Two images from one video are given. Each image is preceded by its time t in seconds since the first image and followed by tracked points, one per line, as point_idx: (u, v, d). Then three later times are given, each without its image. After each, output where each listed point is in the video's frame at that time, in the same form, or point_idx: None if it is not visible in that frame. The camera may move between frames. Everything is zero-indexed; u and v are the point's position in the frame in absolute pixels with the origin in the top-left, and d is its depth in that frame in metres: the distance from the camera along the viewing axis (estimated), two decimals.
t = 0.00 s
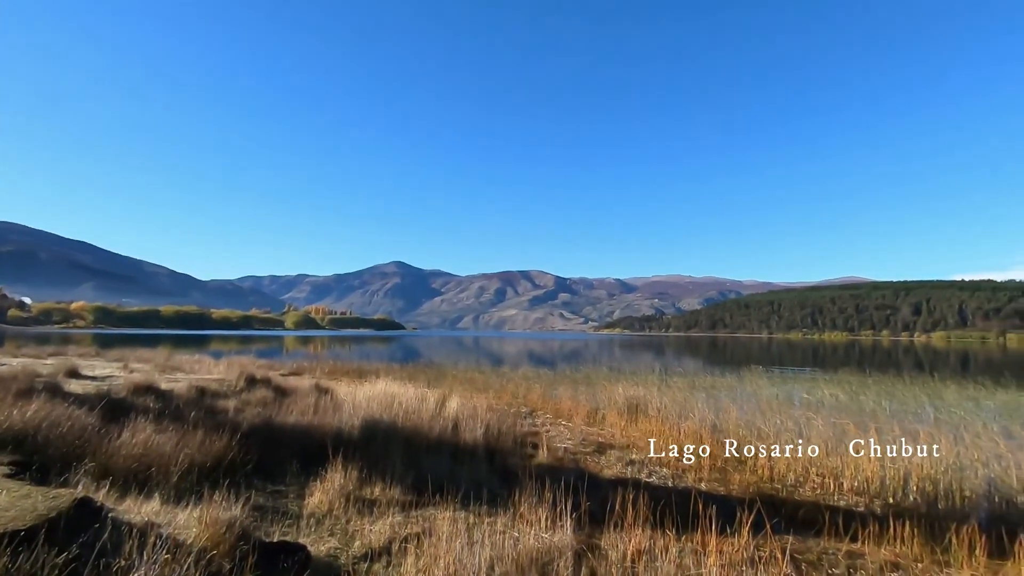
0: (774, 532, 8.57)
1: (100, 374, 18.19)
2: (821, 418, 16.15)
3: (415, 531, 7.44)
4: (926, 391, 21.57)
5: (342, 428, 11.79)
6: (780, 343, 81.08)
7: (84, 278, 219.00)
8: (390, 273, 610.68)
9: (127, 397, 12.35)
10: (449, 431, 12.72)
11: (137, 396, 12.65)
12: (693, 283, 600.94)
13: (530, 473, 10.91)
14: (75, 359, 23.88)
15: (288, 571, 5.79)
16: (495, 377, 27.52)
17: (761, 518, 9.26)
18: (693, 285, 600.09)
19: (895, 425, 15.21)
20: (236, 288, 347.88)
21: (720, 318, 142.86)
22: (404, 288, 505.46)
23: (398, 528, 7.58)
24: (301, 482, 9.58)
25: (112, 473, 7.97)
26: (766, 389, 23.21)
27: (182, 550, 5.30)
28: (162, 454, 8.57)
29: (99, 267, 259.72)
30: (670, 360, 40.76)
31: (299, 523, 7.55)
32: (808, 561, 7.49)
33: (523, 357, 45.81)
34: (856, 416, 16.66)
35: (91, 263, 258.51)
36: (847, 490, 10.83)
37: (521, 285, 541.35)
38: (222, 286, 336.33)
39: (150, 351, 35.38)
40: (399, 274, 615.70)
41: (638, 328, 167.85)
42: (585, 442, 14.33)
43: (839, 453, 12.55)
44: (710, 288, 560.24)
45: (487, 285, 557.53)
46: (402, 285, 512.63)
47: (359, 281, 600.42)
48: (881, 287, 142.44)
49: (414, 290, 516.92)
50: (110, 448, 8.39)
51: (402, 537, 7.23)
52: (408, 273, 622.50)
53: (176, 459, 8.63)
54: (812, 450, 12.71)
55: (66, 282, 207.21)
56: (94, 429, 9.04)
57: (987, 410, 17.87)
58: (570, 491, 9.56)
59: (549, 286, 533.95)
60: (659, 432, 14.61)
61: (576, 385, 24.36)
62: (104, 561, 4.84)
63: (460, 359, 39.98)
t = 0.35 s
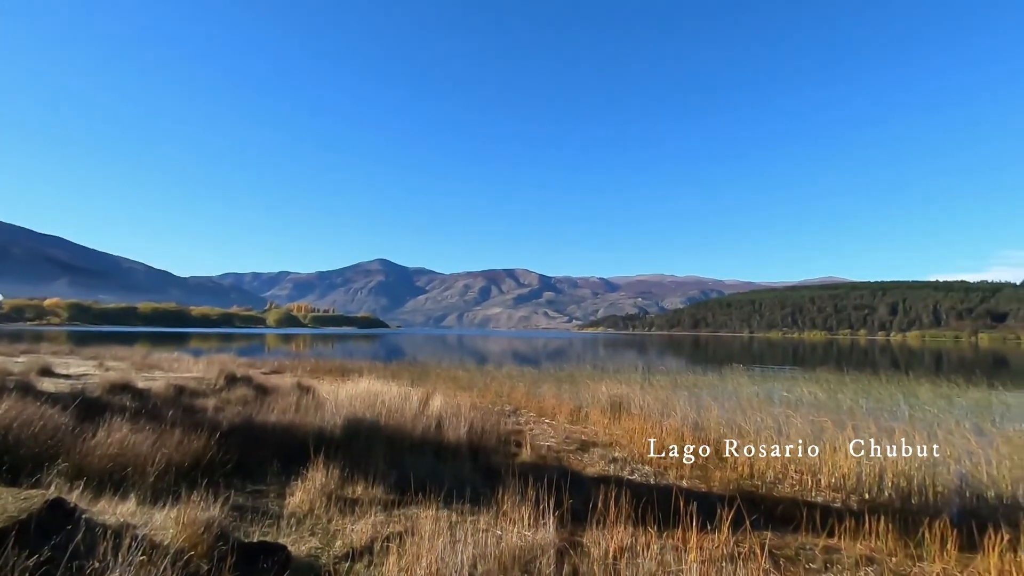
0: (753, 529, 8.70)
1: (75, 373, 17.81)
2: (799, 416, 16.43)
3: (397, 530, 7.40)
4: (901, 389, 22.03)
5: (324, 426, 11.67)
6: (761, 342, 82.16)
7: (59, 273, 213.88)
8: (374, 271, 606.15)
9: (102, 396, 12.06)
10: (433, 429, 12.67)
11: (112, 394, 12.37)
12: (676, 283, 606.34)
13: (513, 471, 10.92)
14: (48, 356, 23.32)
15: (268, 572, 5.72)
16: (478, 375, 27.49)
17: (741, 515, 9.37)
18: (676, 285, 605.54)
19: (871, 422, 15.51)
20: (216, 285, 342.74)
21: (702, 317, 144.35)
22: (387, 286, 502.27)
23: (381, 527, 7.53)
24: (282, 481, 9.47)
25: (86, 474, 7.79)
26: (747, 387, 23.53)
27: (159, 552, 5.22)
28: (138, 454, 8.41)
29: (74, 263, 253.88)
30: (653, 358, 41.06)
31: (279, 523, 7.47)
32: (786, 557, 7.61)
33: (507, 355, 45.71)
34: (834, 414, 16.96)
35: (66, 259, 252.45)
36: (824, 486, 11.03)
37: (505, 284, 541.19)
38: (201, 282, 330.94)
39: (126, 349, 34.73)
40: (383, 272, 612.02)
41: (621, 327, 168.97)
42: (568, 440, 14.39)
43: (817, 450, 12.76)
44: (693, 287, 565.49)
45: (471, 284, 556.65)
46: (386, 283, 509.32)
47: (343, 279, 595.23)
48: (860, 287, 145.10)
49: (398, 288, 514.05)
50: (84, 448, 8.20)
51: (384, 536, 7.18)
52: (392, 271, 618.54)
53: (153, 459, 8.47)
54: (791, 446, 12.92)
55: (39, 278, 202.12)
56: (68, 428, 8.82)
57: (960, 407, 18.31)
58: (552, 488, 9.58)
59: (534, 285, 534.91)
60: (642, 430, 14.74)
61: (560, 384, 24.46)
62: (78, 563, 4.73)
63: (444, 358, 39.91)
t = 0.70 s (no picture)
0: (734, 525, 8.81)
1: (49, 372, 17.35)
2: (780, 414, 16.67)
3: (380, 530, 7.35)
4: (879, 387, 22.47)
5: (307, 426, 11.55)
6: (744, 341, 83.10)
7: (33, 271, 208.75)
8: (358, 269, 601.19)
9: (78, 396, 11.79)
10: (417, 428, 12.62)
11: (88, 394, 12.10)
12: (660, 282, 610.92)
13: (497, 470, 10.94)
14: (21, 355, 22.76)
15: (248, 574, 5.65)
16: (463, 374, 27.44)
17: (722, 512, 9.48)
18: (660, 284, 610.13)
19: (850, 420, 15.78)
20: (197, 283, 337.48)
21: (685, 317, 145.64)
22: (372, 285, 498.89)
23: (364, 527, 7.48)
24: (263, 482, 9.36)
25: (60, 476, 7.61)
26: (729, 386, 23.84)
27: (136, 555, 5.12)
28: (116, 455, 8.25)
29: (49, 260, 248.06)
30: (636, 357, 41.32)
31: (260, 524, 7.39)
32: (767, 553, 7.70)
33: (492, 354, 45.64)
34: (814, 412, 17.22)
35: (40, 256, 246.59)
36: (804, 483, 11.20)
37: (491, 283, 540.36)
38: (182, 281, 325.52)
39: (104, 348, 34.14)
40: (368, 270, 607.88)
41: (606, 326, 169.86)
42: (553, 438, 14.43)
43: (797, 447, 12.97)
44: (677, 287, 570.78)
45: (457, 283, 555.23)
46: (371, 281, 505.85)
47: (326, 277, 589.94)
48: (839, 287, 147.59)
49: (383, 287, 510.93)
50: (59, 449, 8.03)
51: (367, 536, 7.13)
52: (376, 269, 614.88)
53: (131, 460, 8.32)
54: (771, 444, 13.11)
55: (13, 275, 197.19)
56: (43, 430, 8.61)
57: (934, 405, 18.73)
58: (537, 487, 9.60)
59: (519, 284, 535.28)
60: (626, 429, 14.84)
61: (545, 383, 24.53)
62: (51, 567, 4.63)
63: (429, 357, 39.78)
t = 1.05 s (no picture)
0: (717, 522, 8.90)
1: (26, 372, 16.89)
2: (763, 412, 16.89)
3: (365, 530, 7.31)
4: (860, 385, 22.87)
5: (291, 426, 11.44)
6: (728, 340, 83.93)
7: (9, 268, 204.07)
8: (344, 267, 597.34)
9: (55, 396, 11.55)
10: (402, 428, 12.57)
11: (66, 394, 11.86)
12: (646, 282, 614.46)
13: (483, 469, 10.92)
14: None
15: None
16: (450, 373, 27.40)
17: (706, 509, 9.57)
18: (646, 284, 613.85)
19: (831, 417, 16.02)
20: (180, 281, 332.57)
21: (671, 316, 146.78)
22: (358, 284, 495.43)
23: (348, 527, 7.43)
24: (247, 482, 9.25)
25: (37, 477, 7.45)
26: (713, 384, 24.11)
27: (115, 557, 5.04)
28: (94, 456, 8.11)
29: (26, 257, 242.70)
30: (622, 356, 41.62)
31: (243, 525, 7.31)
32: (749, 550, 7.79)
33: (479, 353, 45.62)
34: (796, 410, 17.46)
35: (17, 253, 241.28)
36: (786, 480, 11.36)
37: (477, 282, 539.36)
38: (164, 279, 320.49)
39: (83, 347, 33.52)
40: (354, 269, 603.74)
41: (592, 325, 170.54)
42: (539, 437, 14.45)
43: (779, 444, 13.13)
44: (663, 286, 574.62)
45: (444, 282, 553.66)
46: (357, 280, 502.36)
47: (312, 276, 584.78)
48: (822, 287, 149.68)
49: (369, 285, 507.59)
50: (36, 450, 7.88)
51: (352, 536, 7.09)
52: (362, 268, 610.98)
53: (110, 460, 8.18)
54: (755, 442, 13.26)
55: None
56: (18, 431, 8.43)
57: (913, 403, 19.10)
58: (523, 486, 9.61)
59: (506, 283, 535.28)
60: (612, 427, 14.93)
61: (531, 381, 24.60)
62: (26, 570, 4.53)
63: (415, 356, 39.63)
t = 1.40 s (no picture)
0: (697, 519, 9.00)
1: None
2: (742, 410, 17.14)
3: (345, 530, 7.25)
4: (835, 384, 23.34)
5: (270, 426, 11.30)
6: (709, 339, 85.07)
7: None
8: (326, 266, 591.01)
9: (24, 396, 11.22)
10: (383, 427, 12.48)
11: (36, 395, 11.53)
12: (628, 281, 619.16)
13: (465, 468, 10.90)
14: None
15: None
16: (432, 372, 27.31)
17: (685, 506, 9.69)
18: (628, 283, 618.25)
19: (808, 415, 16.32)
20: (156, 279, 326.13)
21: (653, 314, 148.06)
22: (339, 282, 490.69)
23: (328, 528, 7.36)
24: (224, 483, 9.11)
25: (3, 480, 7.24)
26: (693, 383, 24.39)
27: (86, 562, 4.94)
28: (65, 458, 7.90)
29: None
30: (605, 356, 41.84)
31: (220, 527, 7.20)
32: (727, 545, 7.90)
33: (462, 352, 45.53)
34: (775, 408, 17.78)
35: None
36: (765, 477, 11.52)
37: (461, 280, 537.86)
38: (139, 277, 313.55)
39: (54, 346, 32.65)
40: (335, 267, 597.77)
41: (575, 324, 171.30)
42: (521, 436, 14.48)
43: (758, 441, 13.34)
44: (645, 286, 579.37)
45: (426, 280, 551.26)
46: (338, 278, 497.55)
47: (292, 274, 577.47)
48: (799, 287, 152.25)
49: (351, 284, 503.23)
50: (3, 452, 7.67)
51: (331, 537, 7.02)
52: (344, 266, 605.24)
53: (82, 462, 8.00)
54: (734, 439, 13.47)
55: None
56: None
57: (886, 400, 19.56)
58: (504, 485, 9.62)
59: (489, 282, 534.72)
60: (593, 426, 15.04)
61: (514, 380, 24.64)
62: None
63: (397, 354, 39.34)
